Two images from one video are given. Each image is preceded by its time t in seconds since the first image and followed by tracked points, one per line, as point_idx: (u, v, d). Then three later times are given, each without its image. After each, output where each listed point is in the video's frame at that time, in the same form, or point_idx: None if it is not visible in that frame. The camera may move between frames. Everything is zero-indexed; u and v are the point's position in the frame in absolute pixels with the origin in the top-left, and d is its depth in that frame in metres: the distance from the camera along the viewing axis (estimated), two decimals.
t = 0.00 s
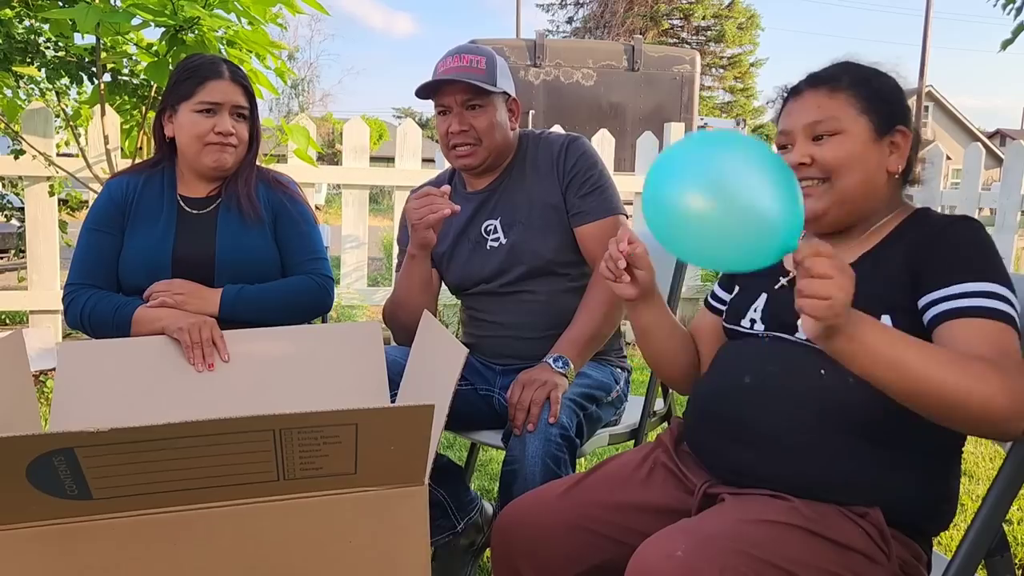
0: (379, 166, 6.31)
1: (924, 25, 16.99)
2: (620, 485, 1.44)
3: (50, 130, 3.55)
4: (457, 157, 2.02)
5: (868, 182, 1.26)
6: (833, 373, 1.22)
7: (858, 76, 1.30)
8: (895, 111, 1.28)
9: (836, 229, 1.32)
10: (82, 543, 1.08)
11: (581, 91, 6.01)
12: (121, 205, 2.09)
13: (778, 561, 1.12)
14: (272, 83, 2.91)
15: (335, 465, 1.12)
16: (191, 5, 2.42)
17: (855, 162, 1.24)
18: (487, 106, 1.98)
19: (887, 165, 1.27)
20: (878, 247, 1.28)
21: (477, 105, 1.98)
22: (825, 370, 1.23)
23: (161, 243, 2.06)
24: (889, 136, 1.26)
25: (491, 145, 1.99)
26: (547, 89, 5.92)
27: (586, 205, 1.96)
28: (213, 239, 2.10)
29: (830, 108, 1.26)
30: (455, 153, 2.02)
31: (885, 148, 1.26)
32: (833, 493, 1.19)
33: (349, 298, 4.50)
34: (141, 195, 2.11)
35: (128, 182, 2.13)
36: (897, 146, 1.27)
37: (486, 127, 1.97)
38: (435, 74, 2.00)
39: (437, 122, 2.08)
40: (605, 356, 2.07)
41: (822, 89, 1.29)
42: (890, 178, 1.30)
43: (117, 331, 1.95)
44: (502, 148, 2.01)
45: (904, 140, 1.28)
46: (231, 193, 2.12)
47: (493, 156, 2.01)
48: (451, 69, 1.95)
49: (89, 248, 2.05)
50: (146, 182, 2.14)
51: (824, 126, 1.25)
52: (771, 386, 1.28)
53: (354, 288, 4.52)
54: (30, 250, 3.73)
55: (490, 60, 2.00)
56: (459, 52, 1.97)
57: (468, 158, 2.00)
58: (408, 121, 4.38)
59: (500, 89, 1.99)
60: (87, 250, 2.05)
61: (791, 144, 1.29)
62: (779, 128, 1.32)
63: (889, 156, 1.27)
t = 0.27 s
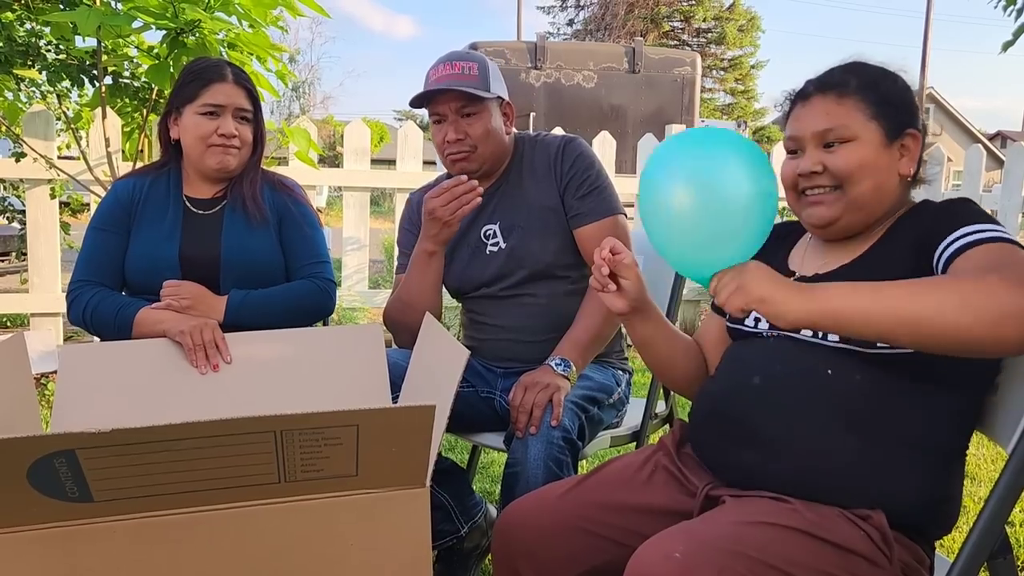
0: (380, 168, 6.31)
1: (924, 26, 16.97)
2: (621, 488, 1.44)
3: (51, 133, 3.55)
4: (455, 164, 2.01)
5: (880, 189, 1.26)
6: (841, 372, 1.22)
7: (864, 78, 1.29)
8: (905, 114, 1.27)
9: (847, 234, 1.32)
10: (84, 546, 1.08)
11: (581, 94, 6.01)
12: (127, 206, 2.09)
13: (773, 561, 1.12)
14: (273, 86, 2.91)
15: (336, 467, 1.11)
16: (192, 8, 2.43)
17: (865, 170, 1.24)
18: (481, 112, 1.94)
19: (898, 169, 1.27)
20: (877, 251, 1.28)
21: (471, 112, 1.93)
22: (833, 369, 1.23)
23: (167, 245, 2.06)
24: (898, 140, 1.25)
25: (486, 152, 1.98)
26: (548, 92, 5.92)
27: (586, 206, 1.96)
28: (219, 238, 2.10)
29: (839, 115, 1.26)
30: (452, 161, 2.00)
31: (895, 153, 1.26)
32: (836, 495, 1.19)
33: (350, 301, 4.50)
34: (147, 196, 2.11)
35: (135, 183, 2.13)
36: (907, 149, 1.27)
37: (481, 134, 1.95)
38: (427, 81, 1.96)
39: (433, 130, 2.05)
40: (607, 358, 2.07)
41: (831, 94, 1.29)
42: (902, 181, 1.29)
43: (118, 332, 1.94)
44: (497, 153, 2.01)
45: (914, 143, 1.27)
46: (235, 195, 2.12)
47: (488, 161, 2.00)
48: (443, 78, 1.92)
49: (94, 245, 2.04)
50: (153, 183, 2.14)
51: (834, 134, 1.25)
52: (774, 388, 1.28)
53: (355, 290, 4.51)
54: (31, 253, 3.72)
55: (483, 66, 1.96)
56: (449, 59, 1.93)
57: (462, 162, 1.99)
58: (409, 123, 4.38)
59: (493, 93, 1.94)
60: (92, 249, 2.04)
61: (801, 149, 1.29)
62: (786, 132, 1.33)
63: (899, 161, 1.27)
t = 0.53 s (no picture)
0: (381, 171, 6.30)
1: (925, 27, 16.96)
2: (622, 490, 1.43)
3: (53, 136, 3.55)
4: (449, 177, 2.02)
5: (876, 196, 1.26)
6: (843, 376, 1.24)
7: (858, 83, 1.28)
8: (900, 118, 1.26)
9: (844, 239, 1.32)
10: (86, 548, 1.08)
11: (582, 95, 6.02)
12: (131, 209, 2.09)
13: (772, 564, 1.12)
14: (274, 89, 2.91)
15: (336, 467, 1.11)
16: (194, 11, 2.43)
17: (862, 177, 1.24)
18: (467, 123, 1.94)
19: (894, 173, 1.27)
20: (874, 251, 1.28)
21: (457, 124, 1.94)
22: (836, 372, 1.25)
23: (176, 246, 2.05)
24: (894, 145, 1.25)
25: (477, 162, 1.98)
26: (549, 94, 5.92)
27: (586, 208, 1.96)
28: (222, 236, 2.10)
29: (834, 122, 1.25)
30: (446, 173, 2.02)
31: (891, 157, 1.26)
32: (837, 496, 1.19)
33: (351, 303, 4.50)
34: (151, 198, 2.11)
35: (139, 187, 2.13)
36: (903, 152, 1.27)
37: (470, 144, 1.95)
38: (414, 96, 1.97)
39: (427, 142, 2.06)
40: (608, 359, 2.07)
41: (825, 101, 1.28)
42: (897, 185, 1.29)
43: (120, 331, 1.93)
44: (491, 160, 2.00)
45: (910, 146, 1.27)
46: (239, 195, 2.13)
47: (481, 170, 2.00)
48: (427, 92, 1.92)
49: (100, 244, 2.05)
50: (158, 185, 2.14)
51: (828, 144, 1.25)
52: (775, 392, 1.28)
53: (356, 292, 4.51)
54: (33, 256, 3.72)
55: (465, 73, 1.93)
56: (432, 72, 1.92)
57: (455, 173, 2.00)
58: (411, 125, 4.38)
59: (477, 102, 1.93)
60: (98, 249, 2.04)
61: (797, 157, 1.29)
62: (784, 140, 1.33)
63: (895, 165, 1.27)
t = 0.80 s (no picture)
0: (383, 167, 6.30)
1: (927, 22, 16.91)
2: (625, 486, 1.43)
3: (54, 131, 3.55)
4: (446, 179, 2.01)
5: (844, 194, 1.21)
6: (826, 375, 1.20)
7: (825, 77, 1.23)
8: (871, 109, 1.20)
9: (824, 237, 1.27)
10: (84, 542, 1.08)
11: (583, 91, 6.00)
12: (131, 201, 2.09)
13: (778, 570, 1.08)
14: (274, 84, 2.90)
15: (335, 456, 1.11)
16: (192, 6, 2.42)
17: (828, 175, 1.19)
18: (459, 125, 1.92)
19: (865, 168, 1.20)
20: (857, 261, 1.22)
21: (450, 127, 1.92)
22: (818, 372, 1.20)
23: (173, 236, 2.05)
24: (863, 138, 1.19)
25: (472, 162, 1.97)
26: (550, 89, 5.90)
27: (582, 201, 1.95)
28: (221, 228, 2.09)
29: (801, 119, 1.21)
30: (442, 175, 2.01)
31: (862, 151, 1.19)
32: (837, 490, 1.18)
33: (352, 299, 4.49)
34: (150, 191, 2.11)
35: (139, 180, 2.13)
36: (877, 145, 1.20)
37: (463, 146, 1.94)
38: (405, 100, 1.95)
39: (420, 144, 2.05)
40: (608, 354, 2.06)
41: (790, 98, 1.24)
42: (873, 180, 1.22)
43: (121, 325, 1.93)
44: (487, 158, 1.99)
45: (885, 137, 1.20)
46: (239, 188, 2.12)
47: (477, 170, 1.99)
48: (417, 97, 1.90)
49: (102, 239, 2.05)
50: (157, 181, 2.13)
51: (795, 141, 1.21)
52: (767, 389, 1.24)
53: (357, 289, 4.50)
54: (34, 252, 3.72)
55: (453, 72, 1.90)
56: (420, 75, 1.90)
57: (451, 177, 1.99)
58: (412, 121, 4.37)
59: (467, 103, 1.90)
60: (99, 243, 2.05)
61: (770, 157, 1.26)
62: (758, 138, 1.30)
63: (867, 158, 1.20)
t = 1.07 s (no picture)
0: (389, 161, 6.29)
1: (936, 16, 16.78)
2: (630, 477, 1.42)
3: (60, 126, 3.55)
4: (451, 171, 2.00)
5: (840, 188, 1.19)
6: (828, 372, 1.18)
7: (829, 65, 1.20)
8: (873, 102, 1.17)
9: (819, 229, 1.25)
10: (93, 534, 1.09)
11: (590, 84, 5.99)
12: (142, 190, 2.09)
13: (774, 565, 1.06)
14: (279, 78, 2.89)
15: (343, 452, 1.11)
16: None
17: (825, 167, 1.17)
18: (467, 116, 1.92)
19: (864, 163, 1.18)
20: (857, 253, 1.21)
21: (457, 117, 1.91)
22: (819, 368, 1.19)
23: (182, 224, 2.04)
24: (864, 132, 1.17)
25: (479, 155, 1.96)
26: (556, 83, 5.89)
27: (586, 194, 1.94)
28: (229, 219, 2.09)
29: (801, 109, 1.19)
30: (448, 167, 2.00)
31: (862, 146, 1.17)
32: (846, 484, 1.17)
33: (359, 293, 4.49)
34: (160, 181, 2.11)
35: (149, 172, 2.13)
36: (877, 140, 1.18)
37: (471, 138, 1.93)
38: (410, 93, 1.94)
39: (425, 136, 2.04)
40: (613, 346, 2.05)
41: (792, 85, 1.22)
42: (871, 176, 1.20)
43: (141, 311, 1.95)
44: (493, 151, 1.98)
45: (886, 133, 1.17)
46: (246, 180, 2.12)
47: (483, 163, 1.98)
48: (422, 88, 1.89)
49: (113, 228, 2.05)
50: (165, 174, 2.12)
51: (794, 131, 1.19)
52: (773, 388, 1.23)
53: (363, 283, 4.50)
54: (41, 247, 3.73)
55: (458, 64, 1.91)
56: (425, 67, 1.90)
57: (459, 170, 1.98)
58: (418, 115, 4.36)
59: (475, 95, 1.90)
60: (112, 232, 2.04)
61: (767, 143, 1.24)
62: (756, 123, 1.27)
63: (866, 153, 1.18)
